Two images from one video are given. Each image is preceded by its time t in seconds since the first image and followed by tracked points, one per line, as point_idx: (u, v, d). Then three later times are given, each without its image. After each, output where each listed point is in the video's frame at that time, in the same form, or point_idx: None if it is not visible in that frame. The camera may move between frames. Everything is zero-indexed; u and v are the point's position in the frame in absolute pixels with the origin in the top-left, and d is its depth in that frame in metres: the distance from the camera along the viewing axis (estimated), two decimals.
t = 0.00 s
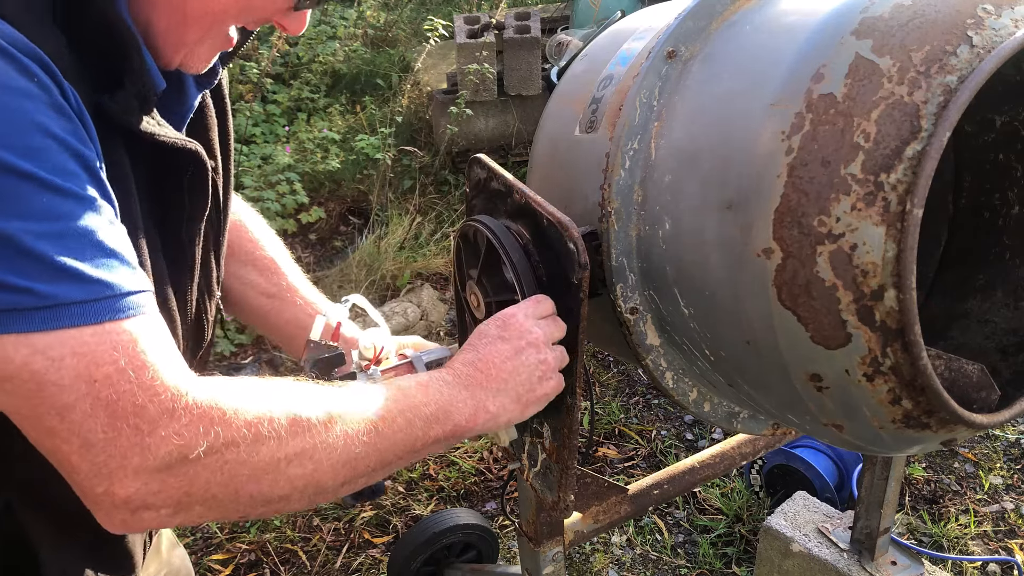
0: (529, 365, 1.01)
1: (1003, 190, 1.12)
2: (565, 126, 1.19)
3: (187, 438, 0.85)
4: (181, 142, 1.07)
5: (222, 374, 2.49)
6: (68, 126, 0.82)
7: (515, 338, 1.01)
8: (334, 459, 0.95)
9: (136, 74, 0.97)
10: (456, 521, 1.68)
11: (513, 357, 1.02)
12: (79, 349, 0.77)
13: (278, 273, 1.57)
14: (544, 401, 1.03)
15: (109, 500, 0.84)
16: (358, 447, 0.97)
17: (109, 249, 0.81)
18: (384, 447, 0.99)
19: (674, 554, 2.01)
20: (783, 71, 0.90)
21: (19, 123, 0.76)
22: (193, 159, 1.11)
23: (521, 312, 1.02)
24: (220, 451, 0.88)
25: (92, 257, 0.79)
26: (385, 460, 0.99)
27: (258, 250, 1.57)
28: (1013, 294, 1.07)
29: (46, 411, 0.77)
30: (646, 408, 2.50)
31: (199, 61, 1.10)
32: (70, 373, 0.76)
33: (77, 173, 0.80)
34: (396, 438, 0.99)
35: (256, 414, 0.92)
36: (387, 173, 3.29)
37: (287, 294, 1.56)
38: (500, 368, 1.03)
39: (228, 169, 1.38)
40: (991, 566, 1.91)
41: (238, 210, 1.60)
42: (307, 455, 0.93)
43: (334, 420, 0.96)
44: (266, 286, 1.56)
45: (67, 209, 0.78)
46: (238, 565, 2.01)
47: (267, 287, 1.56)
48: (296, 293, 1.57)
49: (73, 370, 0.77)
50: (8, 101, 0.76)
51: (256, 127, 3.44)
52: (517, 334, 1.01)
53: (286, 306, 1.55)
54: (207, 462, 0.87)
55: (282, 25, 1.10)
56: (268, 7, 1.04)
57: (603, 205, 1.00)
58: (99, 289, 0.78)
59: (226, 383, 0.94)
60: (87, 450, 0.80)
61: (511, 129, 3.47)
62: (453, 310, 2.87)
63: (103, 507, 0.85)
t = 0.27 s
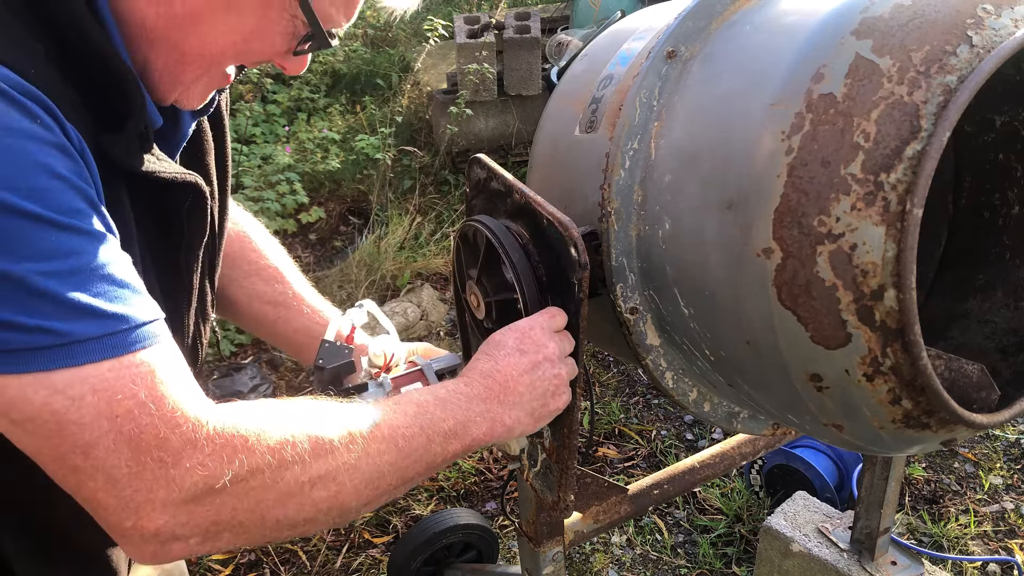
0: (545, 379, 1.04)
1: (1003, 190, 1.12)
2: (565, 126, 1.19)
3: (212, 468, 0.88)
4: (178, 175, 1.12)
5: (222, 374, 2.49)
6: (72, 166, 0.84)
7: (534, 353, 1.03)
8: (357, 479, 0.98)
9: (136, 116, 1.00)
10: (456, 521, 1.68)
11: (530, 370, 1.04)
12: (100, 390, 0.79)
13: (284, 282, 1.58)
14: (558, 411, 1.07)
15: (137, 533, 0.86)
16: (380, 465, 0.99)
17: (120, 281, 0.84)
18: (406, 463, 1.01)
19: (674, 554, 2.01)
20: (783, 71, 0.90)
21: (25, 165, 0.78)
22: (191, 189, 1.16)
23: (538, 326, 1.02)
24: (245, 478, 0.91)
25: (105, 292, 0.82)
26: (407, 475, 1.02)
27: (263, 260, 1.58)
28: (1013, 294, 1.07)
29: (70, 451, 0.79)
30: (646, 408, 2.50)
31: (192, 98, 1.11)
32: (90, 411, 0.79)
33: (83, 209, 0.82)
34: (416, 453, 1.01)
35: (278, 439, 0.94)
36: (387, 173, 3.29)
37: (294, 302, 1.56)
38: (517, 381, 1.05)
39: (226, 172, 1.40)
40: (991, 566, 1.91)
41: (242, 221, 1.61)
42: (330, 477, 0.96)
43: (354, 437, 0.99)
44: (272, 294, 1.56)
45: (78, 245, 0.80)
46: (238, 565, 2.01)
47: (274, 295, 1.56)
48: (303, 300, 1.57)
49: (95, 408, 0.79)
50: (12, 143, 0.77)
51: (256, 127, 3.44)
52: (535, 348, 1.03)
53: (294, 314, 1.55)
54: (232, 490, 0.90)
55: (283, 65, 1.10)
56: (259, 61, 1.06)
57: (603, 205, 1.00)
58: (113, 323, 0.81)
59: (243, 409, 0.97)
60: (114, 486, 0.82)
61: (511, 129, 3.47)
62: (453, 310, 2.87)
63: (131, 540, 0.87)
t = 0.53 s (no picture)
0: (548, 400, 1.06)
1: (1003, 190, 1.12)
2: (565, 126, 1.19)
3: (213, 504, 0.90)
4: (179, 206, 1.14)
5: (222, 373, 2.49)
6: (66, 207, 0.84)
7: (538, 377, 1.03)
8: (360, 508, 0.99)
9: (135, 154, 1.03)
10: (456, 521, 1.67)
11: (534, 392, 1.04)
12: (100, 428, 0.81)
13: (293, 285, 1.58)
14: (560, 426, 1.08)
15: (140, 565, 0.88)
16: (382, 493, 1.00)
17: (118, 316, 0.85)
18: (408, 489, 1.02)
19: (674, 554, 2.01)
20: (783, 71, 0.90)
21: (17, 211, 0.78)
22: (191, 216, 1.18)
23: (545, 344, 1.03)
24: (247, 512, 0.92)
25: (104, 329, 0.83)
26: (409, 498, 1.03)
27: (272, 262, 1.57)
28: (1013, 294, 1.07)
29: (72, 489, 0.82)
30: (646, 408, 2.50)
31: (189, 130, 1.13)
32: (91, 449, 0.81)
33: (78, 248, 0.83)
34: (418, 478, 1.02)
35: (282, 471, 0.95)
36: (386, 173, 3.29)
37: (304, 305, 1.56)
38: (521, 402, 1.05)
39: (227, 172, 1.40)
40: (991, 566, 1.91)
41: (249, 223, 1.61)
42: (332, 508, 0.97)
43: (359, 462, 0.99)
44: (281, 297, 1.56)
45: (74, 286, 0.81)
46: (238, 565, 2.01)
47: (284, 298, 1.56)
48: (313, 302, 1.57)
49: (95, 447, 0.81)
50: (6, 190, 0.77)
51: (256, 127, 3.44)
52: (539, 370, 1.03)
53: (304, 317, 1.56)
54: (235, 524, 0.92)
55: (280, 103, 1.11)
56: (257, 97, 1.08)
57: (603, 205, 1.00)
58: (113, 360, 0.83)
59: (247, 439, 0.98)
60: (114, 521, 0.84)
61: (511, 129, 3.46)
62: (453, 310, 2.87)
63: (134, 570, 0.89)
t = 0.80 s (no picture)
0: (546, 397, 1.05)
1: (1003, 190, 1.12)
2: (565, 126, 1.19)
3: (220, 514, 0.90)
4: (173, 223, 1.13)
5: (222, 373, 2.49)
6: (52, 228, 0.85)
7: (532, 378, 1.04)
8: (365, 517, 1.00)
9: (124, 174, 1.02)
10: (456, 521, 1.67)
11: (529, 393, 1.05)
12: (99, 445, 0.81)
13: (293, 285, 1.57)
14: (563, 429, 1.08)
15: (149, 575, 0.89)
16: (387, 502, 1.01)
17: (112, 333, 0.85)
18: (413, 497, 1.02)
19: (674, 554, 2.01)
20: (783, 70, 0.90)
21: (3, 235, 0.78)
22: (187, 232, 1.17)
23: (533, 343, 1.04)
24: (255, 522, 0.93)
25: (98, 347, 0.83)
26: (415, 507, 1.04)
27: (272, 263, 1.57)
28: (1013, 294, 1.07)
29: (78, 506, 0.82)
30: (646, 408, 2.50)
31: (178, 147, 1.12)
32: (92, 468, 0.81)
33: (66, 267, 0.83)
34: (422, 486, 1.03)
35: (288, 482, 0.96)
36: (386, 173, 3.29)
37: (304, 306, 1.56)
38: (517, 406, 1.05)
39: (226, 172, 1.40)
40: (991, 566, 1.91)
41: (250, 224, 1.60)
42: (339, 517, 0.98)
43: (362, 471, 1.00)
44: (281, 298, 1.55)
45: (65, 306, 0.81)
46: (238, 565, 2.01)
47: (283, 299, 1.56)
48: (312, 303, 1.57)
49: (97, 465, 0.82)
50: None
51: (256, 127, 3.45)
52: (530, 369, 1.04)
53: (304, 318, 1.56)
54: (243, 534, 0.93)
55: (273, 119, 1.13)
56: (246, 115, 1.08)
57: (603, 205, 1.00)
58: (109, 377, 0.82)
59: (250, 450, 0.99)
60: (122, 534, 0.85)
61: (511, 129, 3.46)
62: (453, 311, 2.87)
63: None
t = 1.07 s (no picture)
0: (540, 391, 1.05)
1: (1003, 190, 1.12)
2: (565, 126, 1.19)
3: (217, 510, 0.91)
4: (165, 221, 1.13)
5: (222, 373, 2.49)
6: (41, 229, 0.85)
7: (525, 372, 1.04)
8: (362, 511, 1.00)
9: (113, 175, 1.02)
10: (456, 521, 1.67)
11: (523, 388, 1.05)
12: (95, 444, 0.81)
13: (294, 282, 1.57)
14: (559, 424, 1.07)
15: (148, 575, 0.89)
16: (384, 496, 1.01)
17: (103, 331, 0.85)
18: (409, 492, 1.02)
19: (674, 554, 2.01)
20: (783, 70, 0.90)
21: None
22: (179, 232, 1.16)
23: (526, 340, 1.04)
24: (253, 519, 0.94)
25: (90, 345, 0.83)
26: (412, 501, 1.04)
27: (273, 261, 1.57)
28: (1013, 294, 1.07)
29: (75, 506, 0.82)
30: (646, 408, 2.50)
31: (171, 144, 1.12)
32: (89, 466, 0.81)
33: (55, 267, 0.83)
34: (418, 481, 1.03)
35: (284, 478, 0.97)
36: (386, 173, 3.29)
37: (305, 302, 1.56)
38: (512, 400, 1.05)
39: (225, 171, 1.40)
40: (991, 566, 1.91)
41: (250, 224, 1.61)
42: (336, 511, 0.98)
43: (356, 466, 1.01)
44: (282, 294, 1.55)
45: (55, 306, 0.81)
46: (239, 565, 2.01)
47: (284, 296, 1.55)
48: (314, 300, 1.57)
49: (93, 464, 0.82)
50: None
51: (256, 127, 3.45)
52: (523, 364, 1.04)
53: (305, 314, 1.55)
54: (241, 531, 0.93)
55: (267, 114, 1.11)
56: (238, 110, 1.07)
57: (603, 205, 1.00)
58: (102, 375, 0.82)
59: (248, 447, 0.99)
60: (120, 533, 0.85)
61: (511, 129, 3.46)
62: (453, 311, 2.87)
63: None
